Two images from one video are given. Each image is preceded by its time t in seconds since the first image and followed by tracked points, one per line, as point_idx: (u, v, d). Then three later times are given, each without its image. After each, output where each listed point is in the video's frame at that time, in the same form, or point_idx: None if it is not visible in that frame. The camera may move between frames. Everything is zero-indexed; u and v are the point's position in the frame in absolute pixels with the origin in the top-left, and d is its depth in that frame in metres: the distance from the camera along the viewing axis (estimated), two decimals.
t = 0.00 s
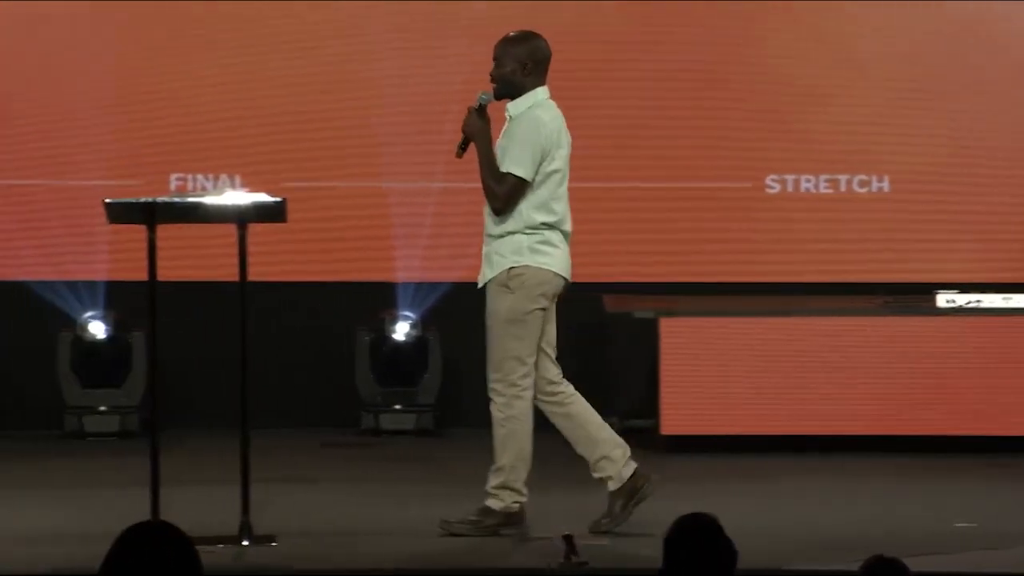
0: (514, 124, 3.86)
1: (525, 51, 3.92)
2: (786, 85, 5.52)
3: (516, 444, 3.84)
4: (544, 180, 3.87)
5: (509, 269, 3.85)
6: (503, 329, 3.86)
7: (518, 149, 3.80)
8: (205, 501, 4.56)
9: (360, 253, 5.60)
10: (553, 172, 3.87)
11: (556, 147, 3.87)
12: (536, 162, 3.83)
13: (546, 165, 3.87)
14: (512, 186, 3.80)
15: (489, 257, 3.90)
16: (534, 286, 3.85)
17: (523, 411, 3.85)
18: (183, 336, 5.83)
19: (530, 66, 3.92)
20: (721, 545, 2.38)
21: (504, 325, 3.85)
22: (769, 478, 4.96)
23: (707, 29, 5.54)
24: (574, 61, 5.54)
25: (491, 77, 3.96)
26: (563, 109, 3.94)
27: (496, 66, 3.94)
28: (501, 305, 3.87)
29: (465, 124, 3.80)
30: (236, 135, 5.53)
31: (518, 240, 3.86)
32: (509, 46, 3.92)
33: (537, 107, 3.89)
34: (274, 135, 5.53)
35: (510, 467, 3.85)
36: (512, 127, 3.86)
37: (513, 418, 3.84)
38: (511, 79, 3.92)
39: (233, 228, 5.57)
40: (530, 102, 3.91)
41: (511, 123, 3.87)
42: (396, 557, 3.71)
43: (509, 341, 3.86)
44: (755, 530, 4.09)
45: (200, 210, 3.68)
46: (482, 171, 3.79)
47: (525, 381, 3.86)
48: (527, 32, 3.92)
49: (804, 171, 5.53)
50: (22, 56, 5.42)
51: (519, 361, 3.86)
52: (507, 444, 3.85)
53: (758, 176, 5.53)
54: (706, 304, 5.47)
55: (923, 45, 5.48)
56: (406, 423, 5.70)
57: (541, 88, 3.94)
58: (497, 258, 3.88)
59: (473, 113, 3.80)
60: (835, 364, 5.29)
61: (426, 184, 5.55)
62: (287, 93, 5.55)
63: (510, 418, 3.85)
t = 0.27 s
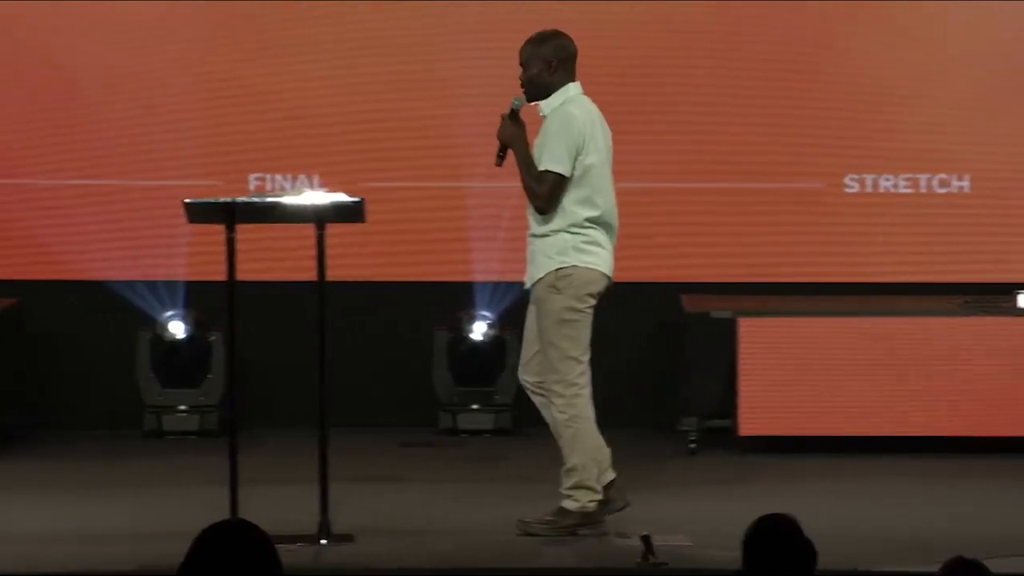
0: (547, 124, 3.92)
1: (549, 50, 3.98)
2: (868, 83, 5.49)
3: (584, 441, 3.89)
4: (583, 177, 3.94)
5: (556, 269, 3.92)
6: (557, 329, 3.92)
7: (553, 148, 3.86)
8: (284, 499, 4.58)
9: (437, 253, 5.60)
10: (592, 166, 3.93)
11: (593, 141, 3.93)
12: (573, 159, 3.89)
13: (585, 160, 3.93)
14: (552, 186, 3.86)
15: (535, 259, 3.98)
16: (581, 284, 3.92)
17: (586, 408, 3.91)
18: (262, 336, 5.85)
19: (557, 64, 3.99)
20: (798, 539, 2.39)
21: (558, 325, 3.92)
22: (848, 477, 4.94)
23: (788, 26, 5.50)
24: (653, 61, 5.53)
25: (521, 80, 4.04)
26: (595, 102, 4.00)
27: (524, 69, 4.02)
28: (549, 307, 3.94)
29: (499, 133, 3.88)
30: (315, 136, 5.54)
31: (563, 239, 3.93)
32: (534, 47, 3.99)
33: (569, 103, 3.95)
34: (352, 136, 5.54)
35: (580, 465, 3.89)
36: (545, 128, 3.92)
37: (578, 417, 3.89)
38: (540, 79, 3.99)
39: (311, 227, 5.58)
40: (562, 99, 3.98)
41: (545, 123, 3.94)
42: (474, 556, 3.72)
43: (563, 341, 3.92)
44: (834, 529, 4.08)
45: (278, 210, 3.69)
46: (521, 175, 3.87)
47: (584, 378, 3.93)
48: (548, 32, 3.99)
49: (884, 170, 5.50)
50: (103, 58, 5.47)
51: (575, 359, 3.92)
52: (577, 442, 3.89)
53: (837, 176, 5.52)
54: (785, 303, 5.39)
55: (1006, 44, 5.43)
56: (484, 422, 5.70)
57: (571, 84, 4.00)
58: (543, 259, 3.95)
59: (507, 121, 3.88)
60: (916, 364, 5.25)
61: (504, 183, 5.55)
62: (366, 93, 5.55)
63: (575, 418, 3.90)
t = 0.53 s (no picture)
0: (566, 127, 3.98)
1: (563, 54, 4.05)
2: (931, 83, 5.42)
3: (635, 440, 3.94)
4: (605, 178, 3.99)
5: (583, 272, 3.97)
6: (595, 331, 3.96)
7: (575, 149, 3.92)
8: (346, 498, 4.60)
9: (498, 253, 5.60)
10: (614, 166, 3.99)
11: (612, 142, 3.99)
12: (594, 159, 3.95)
13: (606, 161, 3.98)
14: (575, 186, 3.91)
15: (561, 263, 4.02)
16: (608, 284, 3.96)
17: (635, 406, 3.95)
18: (324, 336, 5.87)
19: (572, 68, 4.05)
20: (857, 541, 2.41)
21: (595, 327, 3.96)
22: (911, 478, 4.93)
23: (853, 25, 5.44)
24: (714, 61, 5.51)
25: (538, 88, 4.11)
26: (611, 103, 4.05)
27: (540, 76, 4.09)
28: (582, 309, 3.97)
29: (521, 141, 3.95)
30: (377, 135, 5.55)
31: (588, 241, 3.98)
32: (548, 53, 4.06)
33: (587, 105, 4.01)
34: (414, 135, 5.55)
35: (635, 464, 3.94)
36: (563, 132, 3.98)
37: (627, 416, 3.94)
38: (557, 84, 4.06)
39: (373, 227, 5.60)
40: (579, 102, 4.03)
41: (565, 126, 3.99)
42: (535, 556, 3.72)
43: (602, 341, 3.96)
44: (898, 530, 4.07)
45: (341, 210, 3.70)
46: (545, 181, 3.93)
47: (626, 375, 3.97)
48: (559, 38, 4.06)
49: (947, 170, 5.46)
50: (167, 58, 5.49)
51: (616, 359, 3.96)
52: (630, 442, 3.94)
53: (901, 177, 5.49)
54: (845, 304, 5.43)
55: None
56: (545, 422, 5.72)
57: (587, 87, 4.06)
58: (569, 263, 3.99)
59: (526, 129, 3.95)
60: (980, 366, 5.23)
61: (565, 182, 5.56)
62: (427, 93, 5.54)
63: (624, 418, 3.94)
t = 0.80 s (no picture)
0: (571, 121, 3.95)
1: (568, 50, 4.02)
2: (982, 83, 5.43)
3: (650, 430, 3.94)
4: (607, 174, 3.98)
5: (584, 269, 3.94)
6: (598, 328, 3.94)
7: (580, 143, 3.89)
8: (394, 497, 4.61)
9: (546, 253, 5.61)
10: (617, 163, 3.99)
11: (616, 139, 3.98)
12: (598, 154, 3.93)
13: (608, 158, 3.98)
14: (579, 178, 3.87)
15: (559, 260, 3.98)
16: (608, 281, 3.94)
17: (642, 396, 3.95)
18: (372, 335, 5.88)
19: (577, 64, 4.03)
20: (908, 541, 2.41)
21: (597, 323, 3.94)
22: (962, 478, 4.92)
23: (904, 26, 5.43)
24: (763, 60, 5.49)
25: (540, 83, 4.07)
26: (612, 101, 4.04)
27: (543, 71, 4.05)
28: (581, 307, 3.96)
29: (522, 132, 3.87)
30: (425, 135, 5.55)
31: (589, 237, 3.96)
32: (554, 48, 4.02)
33: (592, 101, 3.99)
34: (463, 135, 5.55)
35: (657, 452, 3.95)
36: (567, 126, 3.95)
37: (637, 408, 3.93)
38: (561, 79, 4.03)
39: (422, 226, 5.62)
40: (584, 98, 4.02)
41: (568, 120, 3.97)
42: (584, 557, 3.71)
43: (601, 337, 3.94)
44: (947, 529, 4.06)
45: (389, 209, 3.70)
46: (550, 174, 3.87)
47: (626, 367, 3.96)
48: (566, 35, 4.03)
49: (997, 170, 5.46)
50: (216, 59, 5.52)
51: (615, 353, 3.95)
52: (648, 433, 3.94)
53: (951, 176, 5.49)
54: (896, 303, 5.39)
55: None
56: (593, 421, 5.73)
57: (590, 83, 4.05)
58: (568, 260, 3.96)
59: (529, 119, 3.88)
60: None
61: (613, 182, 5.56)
62: (475, 93, 5.54)
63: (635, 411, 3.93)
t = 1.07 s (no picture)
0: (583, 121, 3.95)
1: (579, 50, 4.01)
2: None
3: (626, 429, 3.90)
4: (618, 173, 3.99)
5: (590, 267, 3.95)
6: (584, 327, 3.94)
7: (591, 142, 3.89)
8: (443, 497, 4.61)
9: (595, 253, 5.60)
10: (628, 161, 3.99)
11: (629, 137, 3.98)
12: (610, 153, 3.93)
13: (620, 156, 3.98)
14: (591, 177, 3.87)
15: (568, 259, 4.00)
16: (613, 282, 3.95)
17: (620, 391, 3.91)
18: (421, 335, 5.88)
19: (588, 63, 4.03)
20: (961, 540, 2.40)
21: (580, 322, 3.95)
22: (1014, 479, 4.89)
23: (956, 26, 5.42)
24: (813, 60, 5.48)
25: (552, 84, 4.06)
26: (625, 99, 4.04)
27: (555, 72, 4.04)
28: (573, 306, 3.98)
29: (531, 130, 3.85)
30: (474, 136, 5.55)
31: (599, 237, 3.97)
32: (565, 49, 4.02)
33: (604, 100, 3.99)
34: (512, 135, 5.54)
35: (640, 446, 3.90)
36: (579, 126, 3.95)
37: (614, 406, 3.90)
38: (574, 79, 4.02)
39: (472, 226, 5.62)
40: (596, 98, 4.01)
41: (581, 121, 3.96)
42: (634, 557, 3.71)
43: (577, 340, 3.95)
44: (999, 530, 4.05)
45: (438, 209, 3.71)
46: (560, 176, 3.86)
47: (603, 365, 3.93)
48: (575, 35, 4.02)
49: None
50: (267, 59, 5.53)
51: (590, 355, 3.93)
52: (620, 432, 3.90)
53: (1003, 176, 5.45)
54: (948, 304, 5.38)
55: None
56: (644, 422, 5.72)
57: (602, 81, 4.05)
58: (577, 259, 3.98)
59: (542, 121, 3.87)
60: None
61: (663, 182, 5.55)
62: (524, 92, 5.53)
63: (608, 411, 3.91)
